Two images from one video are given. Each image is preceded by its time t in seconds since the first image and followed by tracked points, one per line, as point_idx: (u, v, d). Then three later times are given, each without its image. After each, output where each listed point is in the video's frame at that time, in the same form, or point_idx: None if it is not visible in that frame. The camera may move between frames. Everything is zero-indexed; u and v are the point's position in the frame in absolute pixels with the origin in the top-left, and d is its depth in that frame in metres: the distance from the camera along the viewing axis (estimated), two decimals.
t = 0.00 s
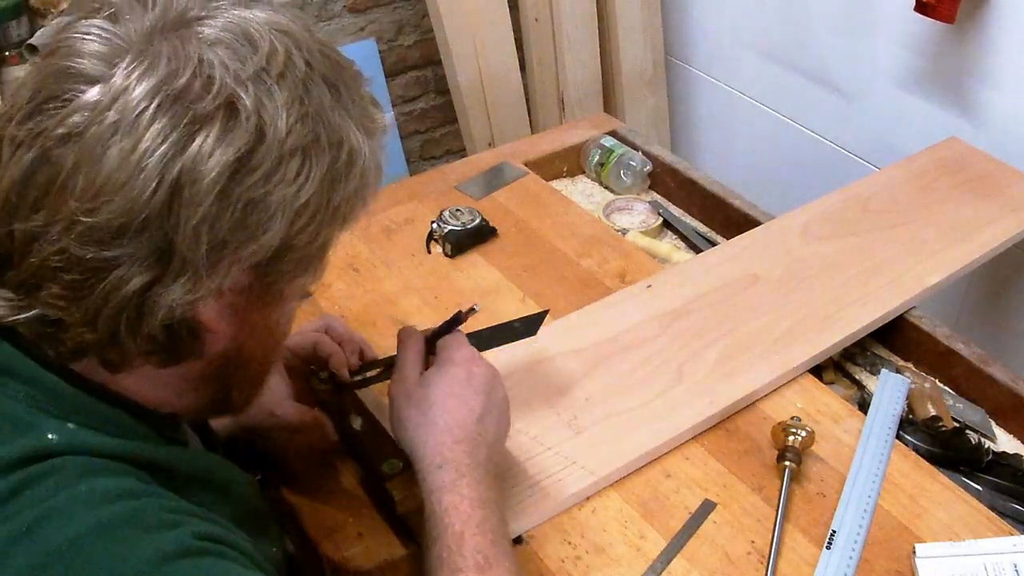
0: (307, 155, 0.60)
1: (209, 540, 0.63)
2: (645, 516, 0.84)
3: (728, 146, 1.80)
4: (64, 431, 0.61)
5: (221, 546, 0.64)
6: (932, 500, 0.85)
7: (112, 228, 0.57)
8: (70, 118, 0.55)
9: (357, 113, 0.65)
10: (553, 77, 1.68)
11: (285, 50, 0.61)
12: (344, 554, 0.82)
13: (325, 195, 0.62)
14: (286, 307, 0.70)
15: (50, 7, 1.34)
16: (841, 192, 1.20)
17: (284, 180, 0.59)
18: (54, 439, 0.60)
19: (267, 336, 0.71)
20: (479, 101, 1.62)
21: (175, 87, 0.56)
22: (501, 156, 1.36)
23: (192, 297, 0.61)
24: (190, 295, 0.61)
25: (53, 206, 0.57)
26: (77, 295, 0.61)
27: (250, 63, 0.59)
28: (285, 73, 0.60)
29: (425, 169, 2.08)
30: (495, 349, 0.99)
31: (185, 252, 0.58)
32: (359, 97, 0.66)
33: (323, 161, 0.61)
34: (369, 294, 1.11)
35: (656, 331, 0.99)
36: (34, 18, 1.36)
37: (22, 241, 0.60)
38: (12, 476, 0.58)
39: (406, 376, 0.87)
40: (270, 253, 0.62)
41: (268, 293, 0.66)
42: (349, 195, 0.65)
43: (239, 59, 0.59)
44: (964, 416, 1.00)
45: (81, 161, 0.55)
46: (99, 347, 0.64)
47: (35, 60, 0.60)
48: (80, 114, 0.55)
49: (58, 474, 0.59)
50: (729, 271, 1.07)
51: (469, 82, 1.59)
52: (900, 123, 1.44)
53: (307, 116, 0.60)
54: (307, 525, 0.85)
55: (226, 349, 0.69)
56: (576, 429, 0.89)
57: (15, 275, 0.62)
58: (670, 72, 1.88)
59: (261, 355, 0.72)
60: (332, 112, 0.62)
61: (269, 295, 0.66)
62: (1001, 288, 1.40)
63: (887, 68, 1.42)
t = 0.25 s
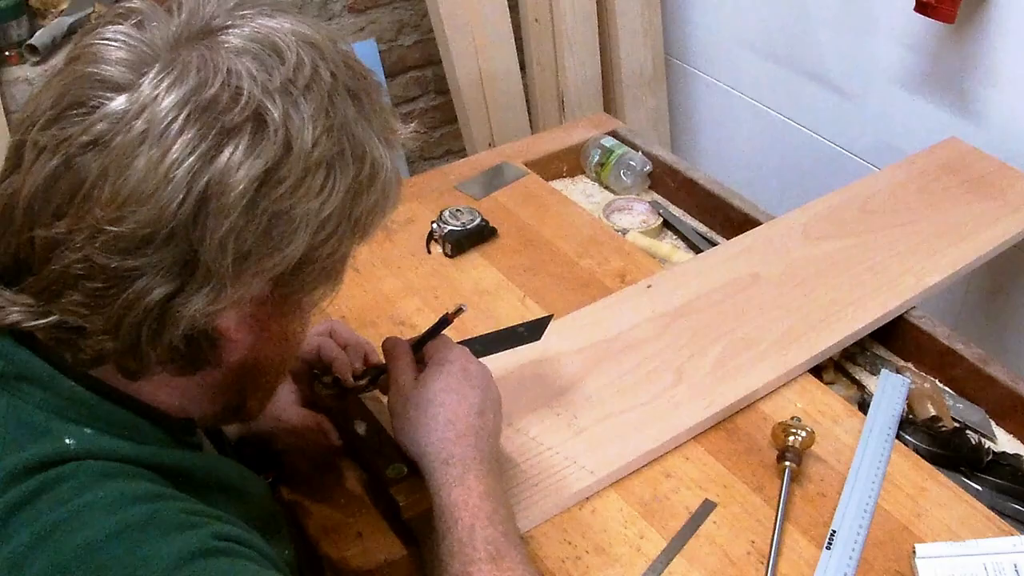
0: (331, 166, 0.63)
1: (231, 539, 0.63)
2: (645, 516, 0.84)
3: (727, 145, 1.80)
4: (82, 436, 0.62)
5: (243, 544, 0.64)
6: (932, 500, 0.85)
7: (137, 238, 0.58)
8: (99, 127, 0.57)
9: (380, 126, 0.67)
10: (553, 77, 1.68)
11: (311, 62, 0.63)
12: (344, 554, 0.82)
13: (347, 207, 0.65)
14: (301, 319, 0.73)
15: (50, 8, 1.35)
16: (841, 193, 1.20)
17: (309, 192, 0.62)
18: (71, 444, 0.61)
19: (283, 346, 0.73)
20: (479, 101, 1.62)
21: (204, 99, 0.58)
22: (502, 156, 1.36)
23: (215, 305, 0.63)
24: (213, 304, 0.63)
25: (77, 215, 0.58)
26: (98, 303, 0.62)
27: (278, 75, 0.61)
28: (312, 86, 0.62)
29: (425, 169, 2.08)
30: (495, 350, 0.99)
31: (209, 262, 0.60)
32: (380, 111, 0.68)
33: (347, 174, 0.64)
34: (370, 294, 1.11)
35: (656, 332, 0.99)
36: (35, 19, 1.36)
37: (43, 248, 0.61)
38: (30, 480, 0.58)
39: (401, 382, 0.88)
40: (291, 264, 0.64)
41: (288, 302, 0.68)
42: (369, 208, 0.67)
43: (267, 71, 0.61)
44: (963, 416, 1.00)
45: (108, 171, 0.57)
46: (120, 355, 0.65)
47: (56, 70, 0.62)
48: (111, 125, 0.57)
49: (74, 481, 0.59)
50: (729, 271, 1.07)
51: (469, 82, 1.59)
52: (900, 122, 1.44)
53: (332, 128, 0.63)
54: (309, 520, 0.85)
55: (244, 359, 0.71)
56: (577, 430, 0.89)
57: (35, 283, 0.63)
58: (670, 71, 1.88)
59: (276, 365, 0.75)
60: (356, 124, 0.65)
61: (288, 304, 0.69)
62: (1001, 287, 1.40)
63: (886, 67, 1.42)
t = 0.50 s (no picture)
0: (287, 167, 0.58)
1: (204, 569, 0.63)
2: (645, 516, 0.84)
3: (727, 145, 1.80)
4: (55, 458, 0.62)
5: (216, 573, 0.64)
6: (932, 500, 0.85)
7: (79, 240, 0.56)
8: (38, 124, 0.55)
9: (349, 124, 0.63)
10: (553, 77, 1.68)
11: (269, 56, 0.59)
12: (345, 555, 0.82)
13: (306, 209, 0.60)
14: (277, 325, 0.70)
15: (50, 8, 1.35)
16: (841, 193, 1.20)
17: (260, 194, 0.57)
18: (46, 468, 0.61)
19: (257, 354, 0.70)
20: (479, 101, 1.62)
21: (146, 95, 0.55)
22: (502, 156, 1.36)
23: (165, 313, 0.60)
24: (162, 310, 0.60)
25: (23, 217, 0.57)
26: (50, 306, 0.60)
27: (230, 70, 0.57)
28: (269, 82, 0.58)
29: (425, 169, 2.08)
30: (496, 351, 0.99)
31: (154, 266, 0.57)
32: (353, 108, 0.64)
33: (305, 174, 0.59)
34: (370, 294, 1.11)
35: (656, 332, 0.99)
36: (34, 19, 1.36)
37: None
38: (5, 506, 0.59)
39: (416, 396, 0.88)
40: (246, 270, 0.60)
41: (252, 310, 0.65)
42: (335, 210, 0.63)
43: (219, 67, 0.57)
44: (963, 416, 1.00)
45: (49, 170, 0.55)
46: (77, 361, 0.63)
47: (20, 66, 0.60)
48: (51, 122, 0.54)
49: (44, 505, 0.59)
50: (729, 271, 1.07)
51: (469, 82, 1.59)
52: (900, 122, 1.44)
53: (289, 126, 0.58)
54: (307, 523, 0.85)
55: (215, 368, 0.68)
56: (577, 430, 0.89)
57: None
58: (669, 72, 1.88)
59: (253, 373, 0.71)
60: (318, 123, 0.60)
61: (253, 312, 0.65)
62: (1002, 287, 1.40)
63: (886, 68, 1.42)
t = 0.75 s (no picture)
0: (272, 162, 0.58)
1: None
2: (645, 516, 0.84)
3: (727, 145, 1.80)
4: (53, 478, 0.64)
5: None
6: (932, 500, 0.85)
7: (62, 243, 0.56)
8: (20, 129, 0.55)
9: (336, 118, 0.62)
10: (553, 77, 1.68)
11: (251, 51, 0.59)
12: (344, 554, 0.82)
13: (293, 207, 0.60)
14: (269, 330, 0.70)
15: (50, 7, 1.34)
16: (841, 193, 1.20)
17: (243, 192, 0.57)
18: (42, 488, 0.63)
19: (248, 356, 0.70)
20: (479, 101, 1.62)
21: (122, 95, 0.54)
22: (502, 156, 1.36)
23: (150, 316, 0.60)
24: (149, 313, 0.60)
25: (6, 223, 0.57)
26: (37, 311, 0.61)
27: (210, 66, 0.57)
28: (250, 77, 0.58)
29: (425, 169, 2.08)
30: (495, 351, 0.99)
31: (136, 267, 0.57)
32: (340, 102, 0.63)
33: (291, 170, 0.59)
34: (370, 294, 1.11)
35: (656, 331, 0.99)
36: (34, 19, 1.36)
37: None
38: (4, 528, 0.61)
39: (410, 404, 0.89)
40: (232, 270, 0.60)
41: (241, 312, 0.65)
42: (325, 206, 0.62)
43: (199, 64, 0.56)
44: (964, 416, 1.00)
45: (30, 174, 0.54)
46: (65, 368, 0.64)
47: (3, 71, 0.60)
48: (30, 125, 0.54)
49: (44, 527, 0.62)
50: (728, 271, 1.07)
51: (469, 82, 1.59)
52: (900, 122, 1.44)
53: (273, 122, 0.58)
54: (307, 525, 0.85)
55: (206, 372, 0.69)
56: (577, 430, 0.89)
57: None
58: (669, 72, 1.88)
59: (246, 376, 0.72)
60: (303, 117, 0.60)
61: (242, 314, 0.65)
62: (1002, 288, 1.40)
63: (886, 68, 1.42)
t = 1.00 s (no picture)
0: (316, 190, 0.57)
1: None
2: (645, 516, 0.84)
3: (727, 146, 1.80)
4: (79, 500, 0.61)
5: None
6: (932, 500, 0.85)
7: (100, 273, 0.55)
8: (58, 152, 0.53)
9: (376, 141, 0.61)
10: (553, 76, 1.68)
11: (294, 72, 0.58)
12: (346, 553, 0.79)
13: (336, 235, 0.59)
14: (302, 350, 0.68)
15: (50, 8, 1.35)
16: (841, 193, 1.20)
17: (288, 221, 0.56)
18: (66, 511, 0.60)
19: (278, 382, 0.69)
20: (479, 101, 1.62)
21: (168, 119, 0.53)
22: (502, 156, 1.36)
23: (189, 346, 0.58)
24: (188, 344, 0.58)
25: (38, 250, 0.55)
26: (69, 341, 0.59)
27: (254, 88, 0.56)
28: (296, 100, 0.57)
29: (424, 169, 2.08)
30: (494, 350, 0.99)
31: (177, 297, 0.56)
32: (379, 124, 0.62)
33: (334, 198, 0.58)
34: (370, 294, 1.11)
35: (656, 331, 0.99)
36: (34, 19, 1.36)
37: (11, 284, 0.58)
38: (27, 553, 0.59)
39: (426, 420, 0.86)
40: (275, 298, 0.58)
41: (277, 340, 0.63)
42: (364, 234, 0.61)
43: (243, 86, 0.56)
44: (964, 416, 1.00)
45: (68, 199, 0.53)
46: (99, 399, 0.62)
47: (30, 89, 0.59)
48: (68, 149, 0.53)
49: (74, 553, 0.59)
50: (729, 271, 1.07)
51: (469, 82, 1.59)
52: (900, 122, 1.44)
53: (316, 146, 0.57)
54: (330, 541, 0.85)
55: (236, 398, 0.67)
56: (576, 430, 0.89)
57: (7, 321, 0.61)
58: (669, 71, 1.88)
59: (274, 401, 0.71)
60: (345, 141, 0.59)
61: (277, 342, 0.63)
62: (1001, 287, 1.40)
63: (886, 68, 1.42)
